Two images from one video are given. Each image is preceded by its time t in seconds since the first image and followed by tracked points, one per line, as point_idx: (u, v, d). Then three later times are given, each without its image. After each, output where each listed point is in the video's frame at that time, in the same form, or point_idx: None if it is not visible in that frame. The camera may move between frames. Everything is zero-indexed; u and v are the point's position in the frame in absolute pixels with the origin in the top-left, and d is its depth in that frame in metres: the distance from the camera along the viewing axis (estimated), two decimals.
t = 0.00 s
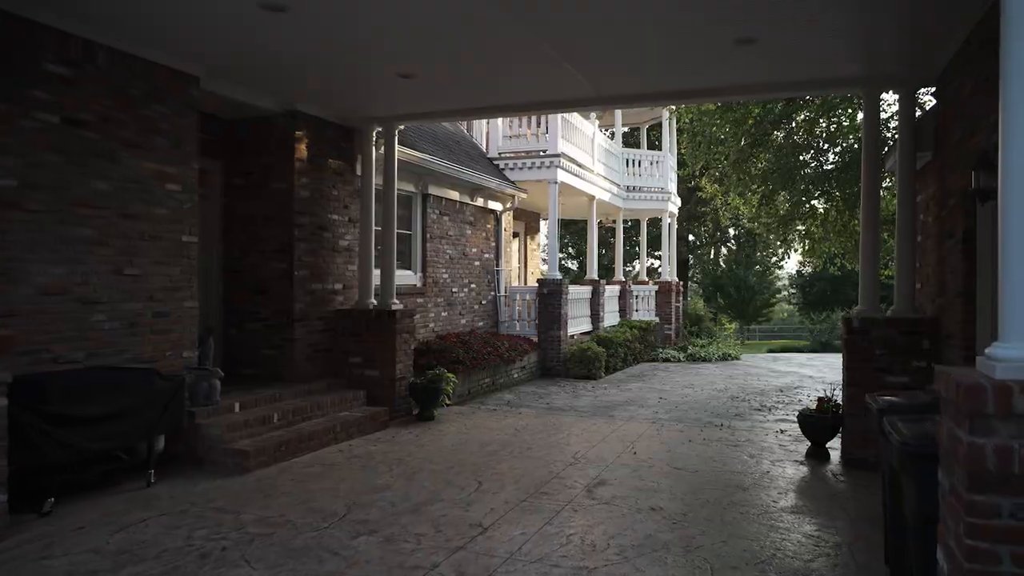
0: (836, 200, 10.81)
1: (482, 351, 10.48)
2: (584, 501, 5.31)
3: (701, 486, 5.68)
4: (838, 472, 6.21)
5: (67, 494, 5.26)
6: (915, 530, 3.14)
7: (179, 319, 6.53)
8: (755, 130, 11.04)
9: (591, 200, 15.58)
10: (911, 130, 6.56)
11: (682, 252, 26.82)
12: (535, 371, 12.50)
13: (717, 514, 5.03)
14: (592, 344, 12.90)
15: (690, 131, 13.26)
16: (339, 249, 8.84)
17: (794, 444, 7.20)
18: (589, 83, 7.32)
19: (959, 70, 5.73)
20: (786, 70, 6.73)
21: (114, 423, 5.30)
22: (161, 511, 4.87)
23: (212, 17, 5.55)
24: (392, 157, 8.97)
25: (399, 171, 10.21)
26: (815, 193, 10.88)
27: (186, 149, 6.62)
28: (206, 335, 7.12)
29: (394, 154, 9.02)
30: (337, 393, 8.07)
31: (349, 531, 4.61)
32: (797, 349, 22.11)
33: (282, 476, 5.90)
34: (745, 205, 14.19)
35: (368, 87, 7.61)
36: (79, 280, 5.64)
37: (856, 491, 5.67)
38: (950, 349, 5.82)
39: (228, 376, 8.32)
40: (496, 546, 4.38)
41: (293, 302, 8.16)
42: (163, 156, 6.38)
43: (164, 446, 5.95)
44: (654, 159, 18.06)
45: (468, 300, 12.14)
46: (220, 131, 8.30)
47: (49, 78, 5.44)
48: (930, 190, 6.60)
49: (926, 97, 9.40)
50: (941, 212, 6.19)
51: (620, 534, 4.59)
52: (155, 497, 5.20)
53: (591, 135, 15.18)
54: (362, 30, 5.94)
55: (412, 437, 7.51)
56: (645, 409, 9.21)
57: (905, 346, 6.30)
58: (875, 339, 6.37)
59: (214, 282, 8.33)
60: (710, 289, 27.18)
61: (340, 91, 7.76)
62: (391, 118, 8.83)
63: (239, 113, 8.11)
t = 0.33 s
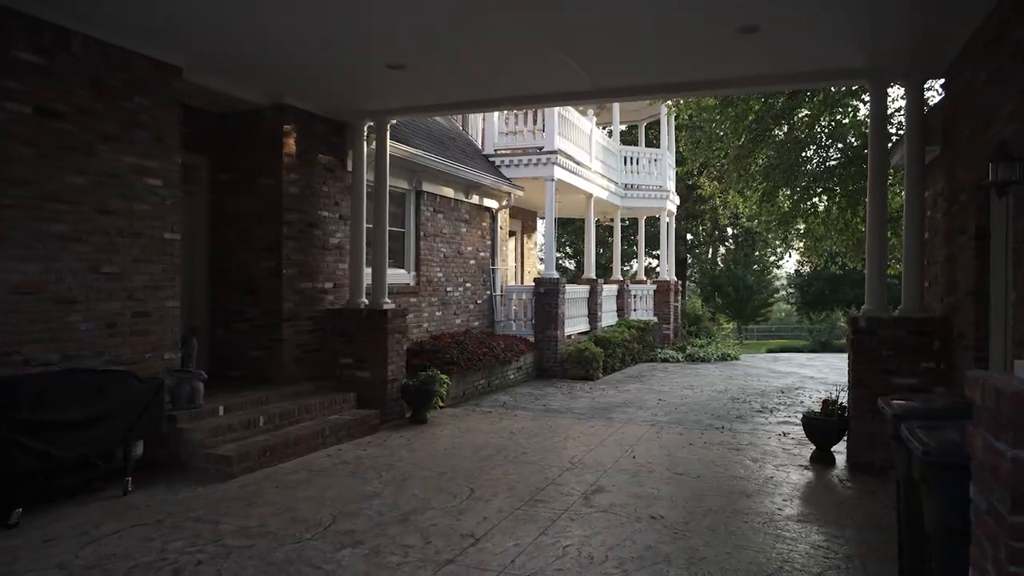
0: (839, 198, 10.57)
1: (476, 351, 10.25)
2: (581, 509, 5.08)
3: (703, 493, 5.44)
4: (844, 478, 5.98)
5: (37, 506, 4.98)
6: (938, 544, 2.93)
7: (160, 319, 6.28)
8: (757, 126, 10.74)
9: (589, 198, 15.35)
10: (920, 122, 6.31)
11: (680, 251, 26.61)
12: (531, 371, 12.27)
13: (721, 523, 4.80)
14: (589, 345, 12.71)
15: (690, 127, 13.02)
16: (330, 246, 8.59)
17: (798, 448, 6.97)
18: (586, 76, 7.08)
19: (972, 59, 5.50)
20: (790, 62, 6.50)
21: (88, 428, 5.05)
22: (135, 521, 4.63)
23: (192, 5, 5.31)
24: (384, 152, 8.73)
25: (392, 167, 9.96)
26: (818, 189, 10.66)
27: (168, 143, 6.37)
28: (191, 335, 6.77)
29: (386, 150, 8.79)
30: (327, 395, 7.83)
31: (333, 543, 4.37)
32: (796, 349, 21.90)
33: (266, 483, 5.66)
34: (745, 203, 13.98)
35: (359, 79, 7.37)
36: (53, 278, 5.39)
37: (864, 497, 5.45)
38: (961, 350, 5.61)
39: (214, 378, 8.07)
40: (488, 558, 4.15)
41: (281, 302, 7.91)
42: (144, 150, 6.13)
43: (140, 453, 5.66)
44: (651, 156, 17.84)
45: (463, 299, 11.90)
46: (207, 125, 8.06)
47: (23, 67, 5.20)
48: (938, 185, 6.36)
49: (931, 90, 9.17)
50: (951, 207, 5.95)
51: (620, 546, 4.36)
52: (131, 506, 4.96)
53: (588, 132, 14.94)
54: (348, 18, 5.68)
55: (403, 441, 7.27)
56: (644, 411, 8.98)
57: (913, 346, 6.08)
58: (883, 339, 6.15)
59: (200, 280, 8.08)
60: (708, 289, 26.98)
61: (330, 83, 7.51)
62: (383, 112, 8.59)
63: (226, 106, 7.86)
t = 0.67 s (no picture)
0: (842, 197, 10.34)
1: (471, 352, 10.02)
2: (578, 518, 4.85)
3: (705, 501, 5.21)
4: (851, 484, 5.75)
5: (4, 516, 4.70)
6: (964, 560, 2.75)
7: (140, 320, 6.05)
8: (758, 122, 10.62)
9: (586, 196, 15.13)
10: (930, 115, 6.07)
11: (677, 251, 26.43)
12: (527, 372, 12.04)
13: (724, 533, 4.57)
14: (587, 345, 12.54)
15: (689, 124, 12.81)
16: (319, 245, 8.35)
17: (802, 452, 6.73)
18: (583, 68, 6.85)
19: (985, 48, 5.28)
20: (795, 55, 6.29)
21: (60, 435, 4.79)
22: (107, 534, 4.39)
23: None
24: (376, 148, 8.50)
25: (384, 164, 9.72)
26: (819, 187, 10.38)
27: (148, 137, 6.12)
28: (171, 336, 6.46)
29: (378, 145, 8.54)
30: (316, 398, 7.59)
31: (316, 557, 4.13)
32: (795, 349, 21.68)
33: (249, 491, 5.42)
34: (744, 201, 13.75)
35: (348, 72, 7.13)
36: (24, 278, 5.14)
37: (872, 505, 5.22)
38: (973, 352, 5.36)
39: (200, 380, 7.83)
40: (479, 574, 3.92)
41: (268, 302, 7.67)
42: (122, 143, 5.89)
43: (117, 461, 5.38)
44: (649, 154, 17.62)
45: (458, 299, 11.67)
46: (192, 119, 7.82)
47: None
48: (947, 181, 6.13)
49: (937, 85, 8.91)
50: (962, 203, 5.73)
51: (618, 559, 4.13)
52: (105, 517, 4.72)
53: (585, 129, 14.70)
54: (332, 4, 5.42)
55: (394, 446, 7.03)
56: (643, 414, 8.76)
57: (921, 348, 5.83)
58: (890, 340, 5.91)
59: (186, 280, 7.84)
60: (706, 289, 26.79)
61: (318, 75, 7.25)
62: (374, 106, 8.36)
63: (212, 100, 7.63)
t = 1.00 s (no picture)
0: (844, 195, 10.10)
1: (465, 354, 9.78)
2: (573, 529, 4.62)
3: (707, 510, 4.97)
4: (858, 491, 5.51)
5: None
6: None
7: (118, 321, 5.80)
8: (760, 117, 10.38)
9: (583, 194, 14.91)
10: (939, 104, 5.78)
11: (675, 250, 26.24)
12: (523, 374, 11.81)
13: (728, 546, 4.33)
14: (584, 346, 12.31)
15: (688, 121, 12.59)
16: (307, 243, 8.11)
17: (806, 457, 6.49)
18: (579, 60, 6.60)
19: (998, 36, 5.05)
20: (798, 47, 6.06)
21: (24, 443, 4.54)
22: (74, 548, 4.14)
23: None
24: (366, 143, 8.26)
25: (375, 160, 9.48)
26: (821, 184, 10.15)
27: (126, 130, 5.87)
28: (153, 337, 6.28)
29: (368, 141, 8.30)
30: (303, 402, 7.34)
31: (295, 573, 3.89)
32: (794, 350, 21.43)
33: (229, 501, 5.17)
34: (744, 199, 13.52)
35: (337, 64, 6.89)
36: None
37: (882, 514, 4.98)
38: (986, 354, 5.11)
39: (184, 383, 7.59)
40: None
41: (254, 302, 7.42)
42: (98, 137, 5.64)
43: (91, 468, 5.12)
44: (646, 152, 17.39)
45: (452, 299, 11.42)
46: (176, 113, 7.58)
47: None
48: (956, 176, 5.89)
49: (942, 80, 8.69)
50: (973, 198, 5.47)
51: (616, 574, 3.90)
52: (73, 529, 4.47)
53: (582, 126, 14.48)
54: None
55: (384, 452, 6.78)
56: (641, 417, 8.52)
57: (931, 350, 5.55)
58: (898, 342, 5.64)
59: (169, 279, 7.60)
60: (704, 289, 26.60)
61: (305, 68, 7.00)
62: (364, 100, 8.11)
63: (196, 93, 7.38)
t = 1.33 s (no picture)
0: (845, 192, 9.88)
1: (458, 355, 9.53)
2: (567, 541, 4.38)
3: (707, 520, 4.74)
4: (863, 499, 5.28)
5: None
6: None
7: (91, 322, 5.54)
8: (761, 112, 10.16)
9: (579, 192, 14.69)
10: (947, 97, 5.53)
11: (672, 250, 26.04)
12: (518, 375, 11.58)
13: (730, 559, 4.10)
14: (580, 346, 12.04)
15: (686, 117, 12.37)
16: (294, 241, 7.86)
17: (809, 463, 6.26)
18: (573, 51, 6.35)
19: (1011, 25, 4.82)
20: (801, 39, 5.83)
21: None
22: (35, 565, 3.89)
23: None
24: (354, 138, 8.01)
25: (366, 156, 9.23)
26: (822, 181, 9.93)
27: (99, 122, 5.61)
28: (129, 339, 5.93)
29: (357, 136, 8.05)
30: (288, 405, 7.10)
31: None
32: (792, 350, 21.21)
33: (205, 511, 4.92)
34: (742, 197, 13.30)
35: (323, 55, 6.64)
36: None
37: (890, 523, 4.75)
38: (998, 356, 4.89)
39: (166, 386, 7.33)
40: None
41: (238, 302, 7.17)
42: (70, 129, 5.38)
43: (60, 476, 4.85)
44: (643, 150, 17.16)
45: (445, 299, 11.18)
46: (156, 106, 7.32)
47: None
48: (965, 171, 5.66)
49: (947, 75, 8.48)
50: (983, 194, 5.23)
51: None
52: (36, 544, 4.21)
53: (579, 123, 14.25)
54: None
55: (371, 458, 6.54)
56: (638, 420, 8.28)
57: (939, 352, 5.29)
58: (905, 344, 5.40)
59: (150, 278, 7.35)
60: (701, 289, 26.42)
61: (289, 59, 6.74)
62: (352, 94, 7.87)
63: (177, 85, 7.12)
